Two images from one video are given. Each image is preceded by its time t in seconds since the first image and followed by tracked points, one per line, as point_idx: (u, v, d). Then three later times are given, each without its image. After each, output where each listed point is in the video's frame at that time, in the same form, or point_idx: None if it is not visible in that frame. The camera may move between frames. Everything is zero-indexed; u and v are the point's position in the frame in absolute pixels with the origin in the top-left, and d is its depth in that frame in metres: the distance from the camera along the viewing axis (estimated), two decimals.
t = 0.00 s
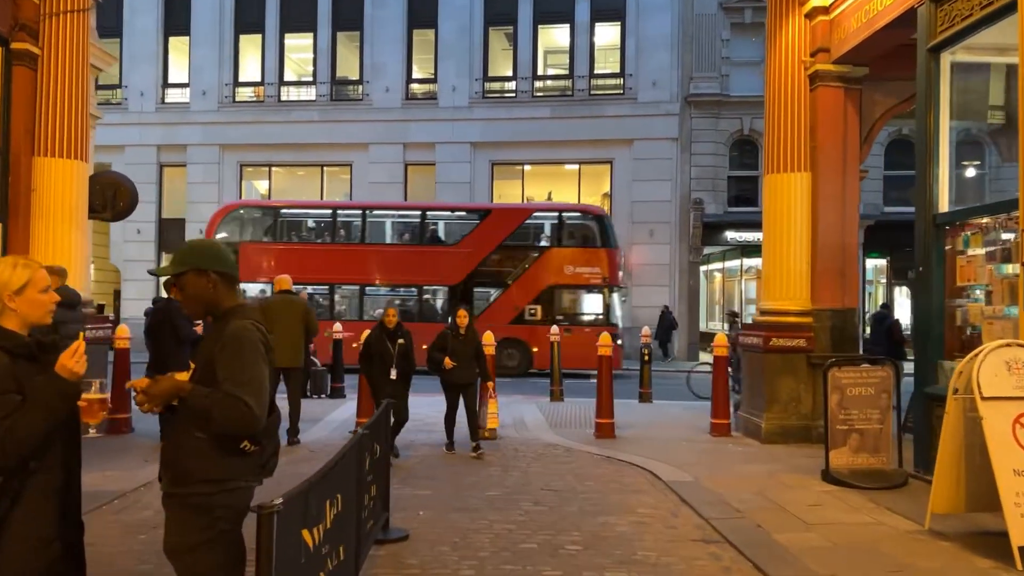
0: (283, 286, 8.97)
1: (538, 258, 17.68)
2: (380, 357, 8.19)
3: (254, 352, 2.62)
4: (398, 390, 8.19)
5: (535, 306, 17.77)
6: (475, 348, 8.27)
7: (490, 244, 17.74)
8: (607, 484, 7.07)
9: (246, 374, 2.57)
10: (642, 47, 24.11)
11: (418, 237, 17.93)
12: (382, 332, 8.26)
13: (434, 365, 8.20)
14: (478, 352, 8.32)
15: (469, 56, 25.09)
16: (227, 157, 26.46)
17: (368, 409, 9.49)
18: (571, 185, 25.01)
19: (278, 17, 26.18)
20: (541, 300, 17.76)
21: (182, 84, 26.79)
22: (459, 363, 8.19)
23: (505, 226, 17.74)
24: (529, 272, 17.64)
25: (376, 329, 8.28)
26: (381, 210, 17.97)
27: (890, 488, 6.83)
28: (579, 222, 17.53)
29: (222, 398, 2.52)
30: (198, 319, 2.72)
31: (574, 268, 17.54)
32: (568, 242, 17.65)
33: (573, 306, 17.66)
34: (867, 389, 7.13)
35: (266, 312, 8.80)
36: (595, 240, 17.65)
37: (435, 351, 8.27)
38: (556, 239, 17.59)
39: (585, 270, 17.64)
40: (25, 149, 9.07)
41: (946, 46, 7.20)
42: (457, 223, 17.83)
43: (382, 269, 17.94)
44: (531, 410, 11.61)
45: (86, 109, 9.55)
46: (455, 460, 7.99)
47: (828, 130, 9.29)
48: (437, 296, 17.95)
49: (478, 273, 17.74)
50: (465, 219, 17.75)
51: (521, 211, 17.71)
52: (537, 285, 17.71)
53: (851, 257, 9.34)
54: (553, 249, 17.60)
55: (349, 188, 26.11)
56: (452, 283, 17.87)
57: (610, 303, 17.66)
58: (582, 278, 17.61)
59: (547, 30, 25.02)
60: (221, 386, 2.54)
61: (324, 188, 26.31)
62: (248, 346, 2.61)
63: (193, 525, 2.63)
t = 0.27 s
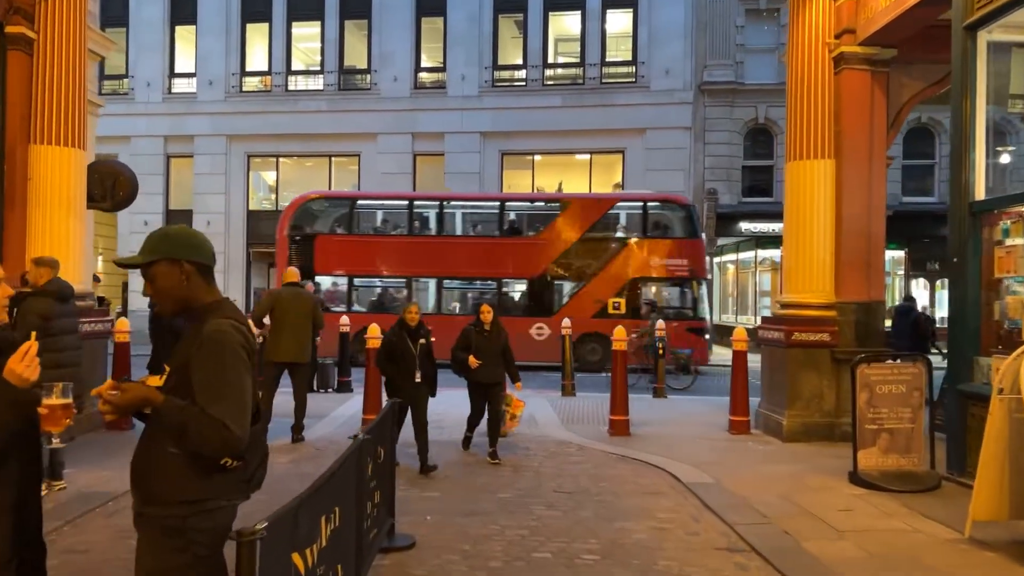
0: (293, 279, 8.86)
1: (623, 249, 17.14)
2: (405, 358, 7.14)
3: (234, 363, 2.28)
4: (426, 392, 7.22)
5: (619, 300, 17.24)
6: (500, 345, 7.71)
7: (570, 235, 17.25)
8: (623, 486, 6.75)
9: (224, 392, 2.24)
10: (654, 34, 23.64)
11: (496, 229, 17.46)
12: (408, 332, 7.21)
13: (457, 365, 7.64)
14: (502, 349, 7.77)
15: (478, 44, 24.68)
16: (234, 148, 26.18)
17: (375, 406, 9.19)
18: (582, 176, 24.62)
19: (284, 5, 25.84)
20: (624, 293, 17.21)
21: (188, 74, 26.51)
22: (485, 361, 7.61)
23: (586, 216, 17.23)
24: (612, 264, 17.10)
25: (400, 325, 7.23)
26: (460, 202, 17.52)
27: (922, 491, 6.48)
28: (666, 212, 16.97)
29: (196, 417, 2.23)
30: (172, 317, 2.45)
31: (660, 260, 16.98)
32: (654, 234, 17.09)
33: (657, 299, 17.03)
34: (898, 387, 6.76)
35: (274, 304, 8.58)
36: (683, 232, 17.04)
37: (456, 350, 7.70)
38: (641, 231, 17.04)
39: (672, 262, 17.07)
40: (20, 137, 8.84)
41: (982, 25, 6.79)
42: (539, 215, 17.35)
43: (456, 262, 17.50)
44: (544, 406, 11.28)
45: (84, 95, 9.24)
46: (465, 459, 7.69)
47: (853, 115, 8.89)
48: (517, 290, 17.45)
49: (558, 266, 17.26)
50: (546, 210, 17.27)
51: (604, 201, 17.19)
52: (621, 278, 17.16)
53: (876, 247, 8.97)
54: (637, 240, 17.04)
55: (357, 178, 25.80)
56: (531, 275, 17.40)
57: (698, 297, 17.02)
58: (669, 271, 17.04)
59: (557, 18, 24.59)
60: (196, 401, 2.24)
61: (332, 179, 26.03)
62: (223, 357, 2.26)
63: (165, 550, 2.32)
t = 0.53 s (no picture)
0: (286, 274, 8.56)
1: (707, 246, 16.75)
2: (421, 355, 6.71)
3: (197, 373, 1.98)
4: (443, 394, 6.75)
5: (704, 299, 16.87)
6: (522, 347, 6.93)
7: (651, 233, 16.85)
8: (637, 493, 6.42)
9: (186, 403, 1.94)
10: (663, 27, 23.24)
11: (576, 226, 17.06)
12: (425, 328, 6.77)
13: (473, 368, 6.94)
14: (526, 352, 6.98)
15: (484, 38, 24.33)
16: (237, 144, 25.89)
17: (377, 407, 8.87)
18: (589, 172, 24.28)
19: None
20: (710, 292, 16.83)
21: (191, 69, 26.21)
22: (503, 364, 6.83)
23: (669, 213, 16.80)
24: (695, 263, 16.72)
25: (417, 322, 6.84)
26: (537, 198, 17.10)
27: (954, 499, 6.14)
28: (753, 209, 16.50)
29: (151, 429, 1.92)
30: (127, 313, 2.19)
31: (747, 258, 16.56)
32: (740, 230, 16.68)
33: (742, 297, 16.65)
34: (927, 389, 6.41)
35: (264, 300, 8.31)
36: (772, 228, 16.59)
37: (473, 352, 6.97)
38: (726, 227, 16.63)
39: (760, 259, 16.64)
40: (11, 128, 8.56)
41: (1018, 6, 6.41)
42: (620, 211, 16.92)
43: (532, 260, 17.17)
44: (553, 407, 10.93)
45: (77, 86, 8.99)
46: (470, 463, 7.36)
47: (876, 106, 8.51)
48: (598, 288, 17.08)
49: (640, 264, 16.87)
50: (629, 207, 16.84)
51: (688, 196, 16.73)
52: (706, 276, 16.77)
53: (900, 243, 8.61)
54: (723, 237, 16.63)
55: (361, 175, 25.50)
56: (613, 273, 17.03)
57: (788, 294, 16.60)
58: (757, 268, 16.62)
59: (564, 11, 24.23)
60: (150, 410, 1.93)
61: (336, 176, 25.73)
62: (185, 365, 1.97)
63: None
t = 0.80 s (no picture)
0: (274, 273, 8.42)
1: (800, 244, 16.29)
2: (434, 367, 6.16)
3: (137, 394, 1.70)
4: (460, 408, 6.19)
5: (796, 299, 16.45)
6: (543, 351, 6.40)
7: (737, 232, 16.35)
8: (651, 505, 6.07)
9: (115, 430, 1.66)
10: (671, 22, 22.85)
11: (660, 224, 16.56)
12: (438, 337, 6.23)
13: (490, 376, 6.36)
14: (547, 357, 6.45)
15: (489, 34, 23.97)
16: (239, 141, 25.57)
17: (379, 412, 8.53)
18: (595, 169, 23.91)
19: None
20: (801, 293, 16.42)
21: (193, 65, 25.91)
22: (524, 371, 6.28)
23: (758, 211, 16.29)
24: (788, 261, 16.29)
25: (429, 330, 6.30)
26: (620, 196, 16.62)
27: (990, 514, 5.77)
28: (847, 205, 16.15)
29: (63, 459, 1.64)
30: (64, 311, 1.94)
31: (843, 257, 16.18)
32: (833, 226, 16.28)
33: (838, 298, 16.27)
34: (960, 396, 6.04)
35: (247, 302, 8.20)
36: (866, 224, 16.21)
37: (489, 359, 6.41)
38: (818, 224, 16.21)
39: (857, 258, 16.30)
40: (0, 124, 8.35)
41: None
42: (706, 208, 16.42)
43: (611, 259, 16.72)
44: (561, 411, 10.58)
45: (66, 81, 8.69)
46: (475, 471, 7.02)
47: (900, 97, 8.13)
48: (683, 288, 16.63)
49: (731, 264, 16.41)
50: (717, 204, 16.31)
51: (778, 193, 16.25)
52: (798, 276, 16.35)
53: (924, 239, 8.26)
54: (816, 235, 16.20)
55: (364, 173, 25.18)
56: (701, 273, 16.54)
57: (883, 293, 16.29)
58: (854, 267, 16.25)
59: (570, 7, 23.87)
60: (80, 436, 1.66)
61: (339, 174, 25.41)
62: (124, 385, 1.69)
63: None
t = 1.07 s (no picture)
0: (261, 271, 8.11)
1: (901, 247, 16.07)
2: (458, 371, 5.43)
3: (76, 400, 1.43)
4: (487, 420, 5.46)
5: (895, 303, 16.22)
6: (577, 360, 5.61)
7: (831, 231, 16.09)
8: (671, 517, 5.71)
9: (41, 441, 1.39)
10: (681, 19, 22.48)
11: (750, 223, 16.20)
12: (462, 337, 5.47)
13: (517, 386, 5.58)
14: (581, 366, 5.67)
15: (496, 31, 23.64)
16: (243, 141, 25.29)
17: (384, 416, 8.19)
18: (603, 169, 23.53)
19: None
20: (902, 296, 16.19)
21: (196, 64, 25.66)
22: (557, 383, 5.48)
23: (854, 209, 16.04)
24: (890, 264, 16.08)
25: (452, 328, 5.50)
26: (710, 194, 16.24)
27: None
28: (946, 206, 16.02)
29: None
30: None
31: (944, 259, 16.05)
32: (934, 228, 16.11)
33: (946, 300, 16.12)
34: (1001, 401, 5.65)
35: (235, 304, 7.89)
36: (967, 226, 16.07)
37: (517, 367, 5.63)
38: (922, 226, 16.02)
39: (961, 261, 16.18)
40: None
41: None
42: (800, 208, 16.13)
43: (700, 259, 16.35)
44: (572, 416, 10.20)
45: (60, 71, 8.36)
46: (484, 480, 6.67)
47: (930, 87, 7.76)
48: (780, 291, 16.28)
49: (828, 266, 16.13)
50: (813, 204, 16.02)
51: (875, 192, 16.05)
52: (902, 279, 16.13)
53: (954, 236, 7.89)
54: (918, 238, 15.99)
55: (369, 172, 24.85)
56: (795, 275, 16.24)
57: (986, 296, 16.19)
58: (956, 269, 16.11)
59: (578, 4, 23.53)
60: None
61: (343, 173, 25.10)
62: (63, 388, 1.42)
63: None
